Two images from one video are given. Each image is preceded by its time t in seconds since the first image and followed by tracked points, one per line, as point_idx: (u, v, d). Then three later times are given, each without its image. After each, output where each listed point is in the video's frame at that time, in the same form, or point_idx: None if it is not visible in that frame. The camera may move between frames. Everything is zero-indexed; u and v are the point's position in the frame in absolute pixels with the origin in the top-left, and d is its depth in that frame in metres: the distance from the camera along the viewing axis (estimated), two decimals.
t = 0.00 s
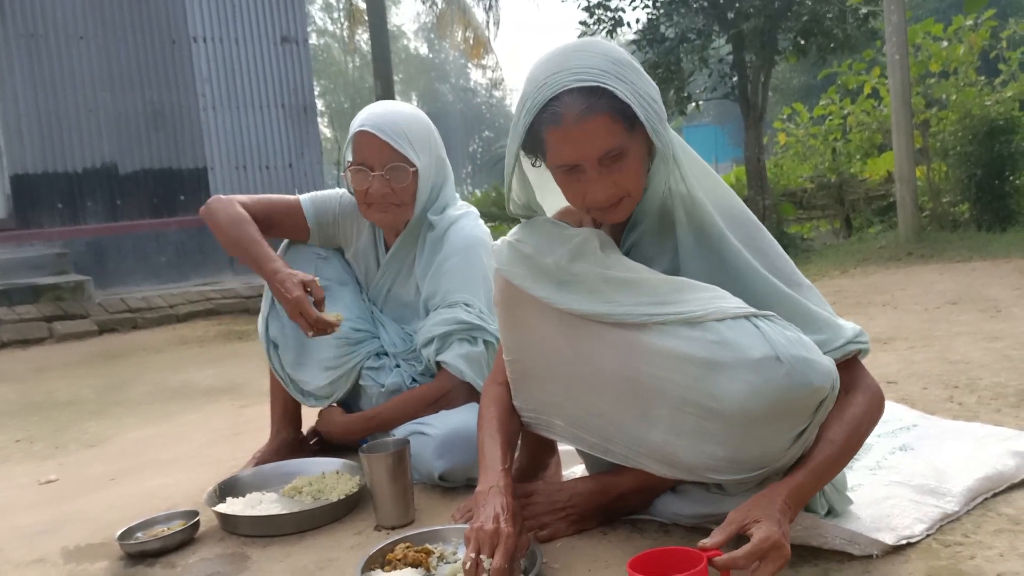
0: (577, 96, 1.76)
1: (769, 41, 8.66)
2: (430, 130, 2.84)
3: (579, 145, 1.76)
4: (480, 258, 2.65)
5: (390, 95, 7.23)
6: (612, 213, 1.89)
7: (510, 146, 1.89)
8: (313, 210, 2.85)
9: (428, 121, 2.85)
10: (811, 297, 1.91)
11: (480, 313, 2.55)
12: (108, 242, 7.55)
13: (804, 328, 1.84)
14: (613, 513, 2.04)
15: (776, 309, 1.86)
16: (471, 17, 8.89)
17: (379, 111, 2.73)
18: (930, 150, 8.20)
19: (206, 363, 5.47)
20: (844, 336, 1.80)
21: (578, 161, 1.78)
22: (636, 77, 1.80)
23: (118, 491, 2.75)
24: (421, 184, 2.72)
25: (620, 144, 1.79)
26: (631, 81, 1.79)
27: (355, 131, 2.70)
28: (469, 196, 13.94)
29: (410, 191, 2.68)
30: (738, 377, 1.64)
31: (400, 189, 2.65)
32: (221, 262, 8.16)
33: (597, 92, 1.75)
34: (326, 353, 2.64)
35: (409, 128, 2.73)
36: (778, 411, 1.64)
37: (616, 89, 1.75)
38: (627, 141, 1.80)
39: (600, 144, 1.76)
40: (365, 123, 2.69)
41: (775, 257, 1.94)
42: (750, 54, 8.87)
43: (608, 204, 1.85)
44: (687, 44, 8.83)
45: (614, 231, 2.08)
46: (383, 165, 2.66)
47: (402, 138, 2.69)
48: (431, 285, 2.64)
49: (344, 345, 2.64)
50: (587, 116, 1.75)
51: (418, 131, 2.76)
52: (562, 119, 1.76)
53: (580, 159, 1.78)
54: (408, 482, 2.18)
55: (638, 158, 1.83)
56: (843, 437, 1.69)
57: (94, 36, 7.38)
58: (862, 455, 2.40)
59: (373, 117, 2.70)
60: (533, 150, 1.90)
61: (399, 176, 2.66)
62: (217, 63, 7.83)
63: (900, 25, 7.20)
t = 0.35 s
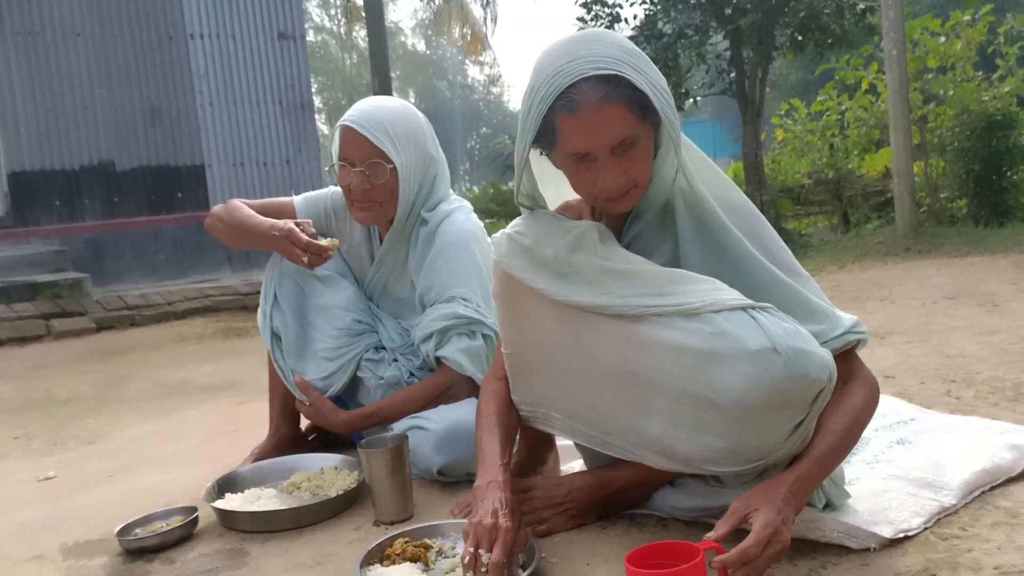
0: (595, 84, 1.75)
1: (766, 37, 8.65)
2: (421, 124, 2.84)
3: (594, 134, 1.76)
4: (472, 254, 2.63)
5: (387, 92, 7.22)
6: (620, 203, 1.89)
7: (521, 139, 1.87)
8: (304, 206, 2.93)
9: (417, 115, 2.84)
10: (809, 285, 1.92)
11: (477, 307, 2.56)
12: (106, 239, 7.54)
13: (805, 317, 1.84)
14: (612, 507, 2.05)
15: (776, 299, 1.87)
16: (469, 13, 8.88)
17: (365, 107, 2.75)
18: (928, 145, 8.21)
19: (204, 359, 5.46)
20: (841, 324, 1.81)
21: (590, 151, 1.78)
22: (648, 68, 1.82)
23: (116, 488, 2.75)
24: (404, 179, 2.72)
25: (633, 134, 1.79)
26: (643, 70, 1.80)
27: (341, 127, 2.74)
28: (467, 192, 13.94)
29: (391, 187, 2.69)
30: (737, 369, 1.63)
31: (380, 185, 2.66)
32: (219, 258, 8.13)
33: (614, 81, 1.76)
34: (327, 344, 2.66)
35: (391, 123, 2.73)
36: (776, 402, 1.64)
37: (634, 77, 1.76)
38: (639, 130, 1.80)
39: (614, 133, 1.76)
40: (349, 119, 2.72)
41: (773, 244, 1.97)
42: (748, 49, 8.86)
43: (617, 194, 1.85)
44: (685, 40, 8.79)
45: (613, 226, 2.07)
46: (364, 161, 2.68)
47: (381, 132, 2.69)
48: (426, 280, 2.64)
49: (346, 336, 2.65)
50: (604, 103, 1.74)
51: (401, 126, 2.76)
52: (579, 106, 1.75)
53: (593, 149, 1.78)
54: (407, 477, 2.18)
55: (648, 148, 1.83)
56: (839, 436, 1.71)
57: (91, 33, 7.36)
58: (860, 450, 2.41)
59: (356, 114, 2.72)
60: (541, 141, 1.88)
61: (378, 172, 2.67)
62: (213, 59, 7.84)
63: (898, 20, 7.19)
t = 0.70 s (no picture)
0: (602, 73, 1.78)
1: (762, 36, 8.67)
2: (416, 124, 2.86)
3: (599, 122, 1.77)
4: (467, 254, 2.63)
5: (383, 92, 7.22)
6: (621, 195, 1.90)
7: (525, 124, 1.89)
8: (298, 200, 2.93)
9: (410, 114, 2.85)
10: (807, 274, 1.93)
11: (472, 307, 2.55)
12: (102, 240, 7.54)
13: (804, 310, 1.87)
14: (608, 506, 2.05)
15: (776, 292, 1.89)
16: (465, 13, 8.88)
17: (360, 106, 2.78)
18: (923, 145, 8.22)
19: (201, 360, 5.46)
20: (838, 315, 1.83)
21: (593, 139, 1.80)
22: (653, 61, 1.84)
23: (113, 488, 2.75)
24: (392, 178, 2.73)
25: (637, 125, 1.81)
26: (650, 63, 1.82)
27: (332, 126, 2.75)
28: (463, 192, 13.95)
29: (379, 185, 2.70)
30: (732, 368, 1.64)
31: (367, 184, 2.68)
32: (215, 258, 8.12)
33: (620, 70, 1.78)
34: (326, 349, 2.66)
35: (381, 122, 2.74)
36: (773, 401, 1.65)
37: (640, 67, 1.78)
38: (642, 121, 1.81)
39: (618, 123, 1.78)
40: (337, 119, 2.73)
41: (770, 231, 1.97)
42: (743, 49, 8.88)
43: (618, 184, 1.85)
44: (681, 40, 8.84)
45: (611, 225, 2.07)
46: (353, 161, 2.70)
47: (369, 130, 2.69)
48: (422, 280, 2.63)
49: (342, 340, 2.64)
50: (610, 92, 1.77)
51: (391, 125, 2.76)
52: (586, 94, 1.77)
53: (596, 137, 1.79)
54: (404, 477, 2.18)
55: (651, 140, 1.85)
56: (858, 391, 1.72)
57: (86, 33, 7.34)
58: (856, 448, 2.41)
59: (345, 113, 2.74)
60: (544, 129, 1.89)
61: (366, 172, 2.69)
62: (209, 59, 7.84)
63: (893, 19, 7.21)
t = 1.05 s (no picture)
0: (613, 64, 1.80)
1: (760, 39, 8.69)
2: (416, 123, 2.85)
3: (608, 113, 1.79)
4: (467, 253, 2.63)
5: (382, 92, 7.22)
6: (626, 188, 1.92)
7: (533, 115, 1.91)
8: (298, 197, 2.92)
9: (410, 113, 2.84)
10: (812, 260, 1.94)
11: (471, 307, 2.54)
12: (99, 238, 7.53)
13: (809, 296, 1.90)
14: (608, 505, 2.05)
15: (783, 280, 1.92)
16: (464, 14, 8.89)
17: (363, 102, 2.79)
18: (920, 148, 8.24)
19: (198, 358, 5.45)
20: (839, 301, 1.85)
21: (603, 130, 1.82)
22: (663, 56, 1.87)
23: (110, 485, 2.74)
24: (389, 177, 2.71)
25: (645, 118, 1.83)
26: (659, 57, 1.84)
27: (331, 124, 2.75)
28: (461, 192, 13.95)
29: (376, 186, 2.70)
30: (735, 367, 1.64)
31: (365, 182, 2.68)
32: (212, 257, 8.10)
33: (631, 63, 1.81)
34: (324, 349, 2.65)
35: (384, 119, 2.75)
36: (775, 400, 1.65)
37: (651, 61, 1.81)
38: (651, 115, 1.84)
39: (627, 115, 1.80)
40: (337, 117, 2.72)
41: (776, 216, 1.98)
42: (742, 51, 8.89)
43: (625, 176, 1.87)
44: (679, 42, 8.91)
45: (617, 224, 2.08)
46: (350, 159, 2.70)
47: (367, 129, 2.69)
48: (423, 279, 2.63)
49: (340, 340, 2.63)
50: (621, 84, 1.79)
51: (392, 123, 2.76)
52: (597, 84, 1.79)
53: (605, 129, 1.81)
54: (403, 475, 2.18)
55: (657, 134, 1.88)
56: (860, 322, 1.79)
57: (85, 31, 7.32)
58: (855, 449, 2.42)
59: (345, 111, 2.74)
60: (553, 119, 1.91)
61: (362, 170, 2.68)
62: (207, 58, 7.84)
63: (890, 22, 7.23)
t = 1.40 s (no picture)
0: (604, 59, 1.80)
1: (759, 43, 8.71)
2: (412, 123, 2.86)
3: (599, 107, 1.79)
4: (465, 253, 2.63)
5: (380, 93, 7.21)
6: (618, 183, 1.92)
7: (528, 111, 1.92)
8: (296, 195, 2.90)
9: (406, 113, 2.85)
10: (807, 236, 1.94)
11: (469, 307, 2.54)
12: (95, 236, 7.51)
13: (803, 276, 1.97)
14: (603, 506, 2.05)
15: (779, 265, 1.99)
16: (463, 16, 8.89)
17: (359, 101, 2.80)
18: (917, 154, 8.26)
19: (193, 357, 5.43)
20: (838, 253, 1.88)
21: (595, 125, 1.82)
22: (656, 54, 1.86)
23: (105, 483, 2.73)
24: (383, 175, 2.71)
25: (638, 113, 1.83)
26: (652, 54, 1.84)
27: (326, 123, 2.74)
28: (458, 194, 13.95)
29: (369, 186, 2.69)
30: (732, 368, 1.64)
31: (359, 185, 2.68)
32: (208, 257, 8.09)
33: (623, 59, 1.80)
34: (320, 349, 2.65)
35: (377, 117, 2.75)
36: (771, 402, 1.65)
37: (643, 57, 1.80)
38: (643, 110, 1.84)
39: (618, 109, 1.80)
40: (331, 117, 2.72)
41: (769, 200, 1.99)
42: (741, 55, 8.94)
43: (618, 170, 1.87)
44: (678, 46, 8.89)
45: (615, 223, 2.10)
46: (345, 160, 2.69)
47: (360, 130, 2.68)
48: (420, 278, 2.63)
49: (337, 340, 2.62)
50: (612, 79, 1.79)
51: (384, 122, 2.76)
52: (588, 79, 1.79)
53: (597, 123, 1.82)
54: (399, 475, 2.17)
55: (651, 130, 1.88)
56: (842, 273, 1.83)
57: (83, 29, 7.31)
58: (851, 452, 2.43)
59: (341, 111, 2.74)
60: (547, 115, 1.92)
61: (356, 172, 2.67)
62: (206, 57, 7.83)
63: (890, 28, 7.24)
